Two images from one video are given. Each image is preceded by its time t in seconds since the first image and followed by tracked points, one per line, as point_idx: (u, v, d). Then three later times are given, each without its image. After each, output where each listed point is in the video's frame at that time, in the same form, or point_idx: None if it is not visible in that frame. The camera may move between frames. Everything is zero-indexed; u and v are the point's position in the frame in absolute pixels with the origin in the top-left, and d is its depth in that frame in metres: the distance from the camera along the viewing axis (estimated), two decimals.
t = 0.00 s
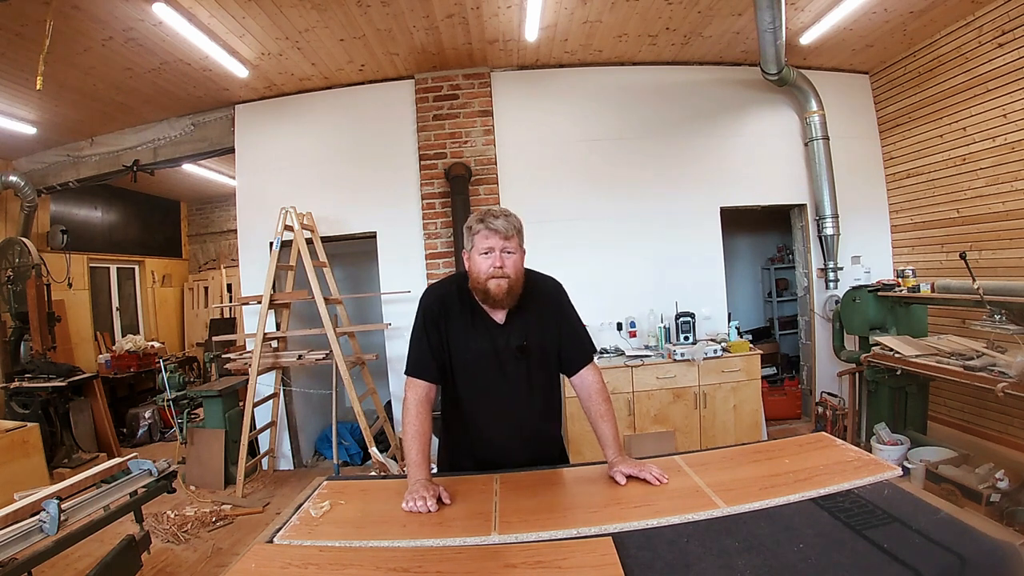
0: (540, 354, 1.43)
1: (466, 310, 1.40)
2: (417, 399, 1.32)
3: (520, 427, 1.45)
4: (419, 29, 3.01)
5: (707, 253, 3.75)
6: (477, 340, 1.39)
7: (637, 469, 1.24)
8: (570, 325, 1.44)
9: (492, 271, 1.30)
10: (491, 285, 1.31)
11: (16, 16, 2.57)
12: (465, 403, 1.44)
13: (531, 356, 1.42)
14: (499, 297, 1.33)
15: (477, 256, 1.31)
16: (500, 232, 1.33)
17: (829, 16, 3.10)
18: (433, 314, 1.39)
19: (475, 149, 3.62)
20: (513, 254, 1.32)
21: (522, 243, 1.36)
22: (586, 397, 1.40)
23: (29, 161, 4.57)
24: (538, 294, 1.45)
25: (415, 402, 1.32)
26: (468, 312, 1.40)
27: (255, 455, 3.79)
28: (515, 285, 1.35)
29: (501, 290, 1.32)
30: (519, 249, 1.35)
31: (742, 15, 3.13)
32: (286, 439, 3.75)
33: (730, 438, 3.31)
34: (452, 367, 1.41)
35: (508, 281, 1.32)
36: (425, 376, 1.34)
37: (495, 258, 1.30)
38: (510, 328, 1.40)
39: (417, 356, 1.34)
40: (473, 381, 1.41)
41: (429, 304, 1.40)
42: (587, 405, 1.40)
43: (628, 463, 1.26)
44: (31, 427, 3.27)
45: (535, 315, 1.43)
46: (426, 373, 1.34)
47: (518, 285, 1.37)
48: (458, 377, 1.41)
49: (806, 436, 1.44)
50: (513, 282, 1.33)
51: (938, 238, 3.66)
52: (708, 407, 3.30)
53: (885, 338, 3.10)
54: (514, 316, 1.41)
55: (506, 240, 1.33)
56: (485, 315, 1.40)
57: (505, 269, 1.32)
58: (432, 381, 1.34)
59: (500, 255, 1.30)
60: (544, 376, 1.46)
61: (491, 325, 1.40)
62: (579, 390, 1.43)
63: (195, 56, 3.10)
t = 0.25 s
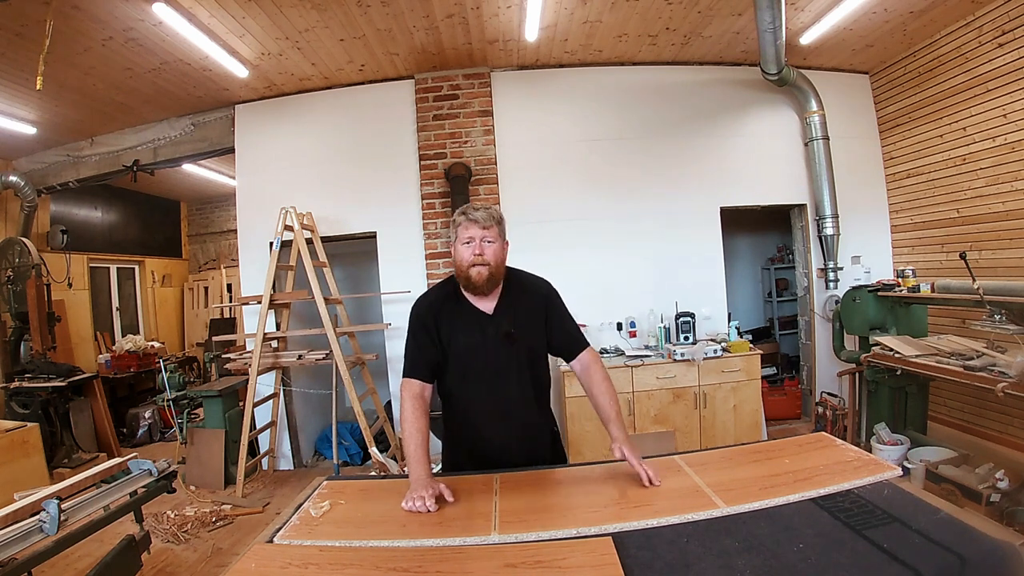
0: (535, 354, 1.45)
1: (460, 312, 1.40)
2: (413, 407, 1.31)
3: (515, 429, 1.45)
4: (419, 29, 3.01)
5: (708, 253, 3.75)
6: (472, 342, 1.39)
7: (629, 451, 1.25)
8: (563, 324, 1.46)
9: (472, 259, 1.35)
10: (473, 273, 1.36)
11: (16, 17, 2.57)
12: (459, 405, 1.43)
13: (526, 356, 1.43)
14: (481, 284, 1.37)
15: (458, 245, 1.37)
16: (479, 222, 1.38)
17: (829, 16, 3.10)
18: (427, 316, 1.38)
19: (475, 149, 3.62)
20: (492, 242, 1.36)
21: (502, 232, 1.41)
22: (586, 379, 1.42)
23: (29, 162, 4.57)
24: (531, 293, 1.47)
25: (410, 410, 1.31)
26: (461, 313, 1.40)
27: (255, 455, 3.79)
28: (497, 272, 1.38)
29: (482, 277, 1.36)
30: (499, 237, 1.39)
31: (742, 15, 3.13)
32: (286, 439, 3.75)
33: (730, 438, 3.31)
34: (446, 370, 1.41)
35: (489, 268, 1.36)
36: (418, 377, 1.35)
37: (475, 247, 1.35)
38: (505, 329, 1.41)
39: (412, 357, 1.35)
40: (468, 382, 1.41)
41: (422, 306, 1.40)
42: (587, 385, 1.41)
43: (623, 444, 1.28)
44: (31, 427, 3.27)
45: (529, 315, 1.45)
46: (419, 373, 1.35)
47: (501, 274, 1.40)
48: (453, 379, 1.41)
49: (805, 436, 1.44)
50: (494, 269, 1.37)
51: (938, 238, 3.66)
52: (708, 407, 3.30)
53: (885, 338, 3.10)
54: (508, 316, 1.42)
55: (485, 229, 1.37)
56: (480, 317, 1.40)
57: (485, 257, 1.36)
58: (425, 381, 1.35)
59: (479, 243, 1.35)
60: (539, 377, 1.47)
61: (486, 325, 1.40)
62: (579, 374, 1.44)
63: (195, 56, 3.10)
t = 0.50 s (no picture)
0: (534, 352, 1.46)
1: (458, 311, 1.44)
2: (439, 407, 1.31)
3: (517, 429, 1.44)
4: (419, 29, 3.01)
5: (707, 253, 3.75)
6: (470, 340, 1.41)
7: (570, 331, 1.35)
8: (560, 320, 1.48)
9: (467, 252, 1.40)
10: (467, 265, 1.40)
11: (16, 17, 2.57)
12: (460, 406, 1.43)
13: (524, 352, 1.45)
14: (475, 276, 1.42)
15: (454, 241, 1.43)
16: (472, 219, 1.46)
17: (829, 16, 3.10)
18: (426, 317, 1.43)
19: (475, 149, 3.62)
20: (485, 237, 1.42)
21: (495, 229, 1.47)
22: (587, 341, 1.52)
23: (29, 162, 4.58)
24: (527, 291, 1.51)
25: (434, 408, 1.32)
26: (460, 311, 1.44)
27: (255, 456, 3.79)
28: (491, 265, 1.43)
29: (477, 269, 1.41)
30: (492, 233, 1.45)
31: (742, 15, 3.13)
32: (286, 439, 3.75)
33: (730, 438, 3.31)
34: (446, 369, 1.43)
35: (483, 262, 1.41)
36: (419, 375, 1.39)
37: (469, 241, 1.41)
38: (502, 326, 1.43)
39: (412, 356, 1.40)
40: (467, 381, 1.41)
41: (420, 307, 1.45)
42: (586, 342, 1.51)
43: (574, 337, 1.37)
44: (31, 427, 3.26)
45: (526, 312, 1.48)
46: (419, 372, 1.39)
47: (495, 266, 1.45)
48: (453, 378, 1.42)
49: (805, 436, 1.44)
50: (488, 262, 1.42)
51: (938, 238, 3.66)
52: (708, 407, 3.30)
53: (885, 338, 3.10)
54: (505, 314, 1.45)
55: (479, 225, 1.44)
56: (477, 316, 1.43)
57: (479, 251, 1.41)
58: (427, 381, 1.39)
59: (473, 238, 1.41)
60: (539, 376, 1.48)
61: (483, 323, 1.42)
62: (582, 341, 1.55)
63: (195, 56, 3.10)
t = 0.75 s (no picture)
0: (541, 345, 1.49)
1: (465, 307, 1.46)
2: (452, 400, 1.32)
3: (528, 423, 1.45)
4: (419, 29, 3.01)
5: (707, 253, 3.75)
6: (479, 334, 1.43)
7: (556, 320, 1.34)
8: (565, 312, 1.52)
9: (472, 252, 1.41)
10: (473, 265, 1.42)
11: (16, 16, 2.57)
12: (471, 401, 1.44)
13: (532, 346, 1.47)
14: (480, 275, 1.44)
15: (459, 240, 1.43)
16: (477, 218, 1.45)
17: (829, 16, 3.10)
18: (434, 314, 1.44)
19: (475, 149, 3.62)
20: (490, 236, 1.42)
21: (499, 227, 1.47)
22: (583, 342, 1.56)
23: (29, 162, 4.58)
24: (531, 286, 1.54)
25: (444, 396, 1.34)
26: (468, 307, 1.46)
27: (255, 456, 3.79)
28: (496, 263, 1.45)
29: (482, 268, 1.43)
30: (496, 232, 1.45)
31: (742, 15, 3.13)
32: (286, 439, 3.75)
33: (730, 438, 3.31)
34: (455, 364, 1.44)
35: (489, 261, 1.42)
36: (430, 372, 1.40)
37: (474, 241, 1.41)
38: (510, 320, 1.45)
39: (421, 352, 1.40)
40: (478, 376, 1.43)
41: (427, 306, 1.46)
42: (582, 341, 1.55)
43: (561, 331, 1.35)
44: (31, 427, 3.26)
45: (532, 306, 1.51)
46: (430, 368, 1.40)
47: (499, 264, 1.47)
48: (463, 374, 1.44)
49: (805, 436, 1.44)
50: (493, 261, 1.43)
51: (938, 238, 3.66)
52: (708, 407, 3.30)
53: (885, 338, 3.10)
54: (511, 308, 1.47)
55: (484, 224, 1.44)
56: (484, 311, 1.45)
57: (484, 250, 1.42)
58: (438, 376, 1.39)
59: (478, 237, 1.41)
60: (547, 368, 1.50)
61: (491, 318, 1.44)
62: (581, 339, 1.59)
63: (195, 56, 3.10)
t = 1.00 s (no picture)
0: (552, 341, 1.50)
1: (478, 304, 1.47)
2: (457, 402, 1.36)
3: (537, 422, 1.46)
4: (419, 29, 3.01)
5: (707, 253, 3.75)
6: (491, 330, 1.44)
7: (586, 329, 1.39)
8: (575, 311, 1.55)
9: (488, 248, 1.44)
10: (488, 261, 1.44)
11: (16, 17, 2.57)
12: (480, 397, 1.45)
13: (543, 344, 1.48)
14: (496, 271, 1.46)
15: (475, 237, 1.46)
16: (494, 215, 1.48)
17: (829, 16, 3.10)
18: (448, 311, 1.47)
19: (475, 149, 3.62)
20: (506, 233, 1.45)
21: (515, 225, 1.50)
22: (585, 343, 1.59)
23: (29, 162, 4.58)
24: (543, 284, 1.56)
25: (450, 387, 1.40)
26: (481, 305, 1.47)
27: (255, 456, 3.79)
28: (511, 260, 1.47)
29: (498, 264, 1.45)
30: (512, 229, 1.48)
31: (742, 15, 3.13)
32: (286, 439, 3.75)
33: (730, 438, 3.31)
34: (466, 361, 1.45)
35: (505, 257, 1.44)
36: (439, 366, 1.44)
37: (490, 237, 1.44)
38: (522, 317, 1.46)
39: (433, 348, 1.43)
40: (489, 371, 1.44)
41: (440, 302, 1.49)
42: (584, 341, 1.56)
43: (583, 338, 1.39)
44: (31, 427, 3.27)
45: (545, 303, 1.52)
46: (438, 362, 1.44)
47: (514, 262, 1.49)
48: (474, 369, 1.46)
49: (805, 436, 1.44)
50: (508, 257, 1.45)
51: (938, 238, 3.66)
52: (708, 407, 3.30)
53: (885, 338, 3.10)
54: (524, 304, 1.48)
55: (500, 222, 1.47)
56: (498, 307, 1.46)
57: (500, 247, 1.45)
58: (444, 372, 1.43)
59: (494, 234, 1.44)
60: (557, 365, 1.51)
61: (503, 315, 1.45)
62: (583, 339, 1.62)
63: (195, 56, 3.10)
